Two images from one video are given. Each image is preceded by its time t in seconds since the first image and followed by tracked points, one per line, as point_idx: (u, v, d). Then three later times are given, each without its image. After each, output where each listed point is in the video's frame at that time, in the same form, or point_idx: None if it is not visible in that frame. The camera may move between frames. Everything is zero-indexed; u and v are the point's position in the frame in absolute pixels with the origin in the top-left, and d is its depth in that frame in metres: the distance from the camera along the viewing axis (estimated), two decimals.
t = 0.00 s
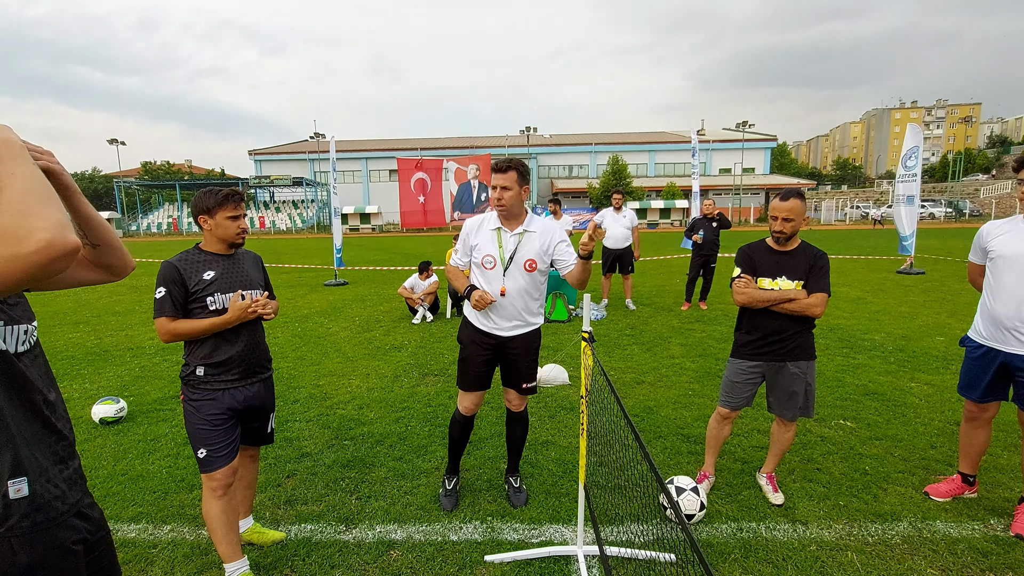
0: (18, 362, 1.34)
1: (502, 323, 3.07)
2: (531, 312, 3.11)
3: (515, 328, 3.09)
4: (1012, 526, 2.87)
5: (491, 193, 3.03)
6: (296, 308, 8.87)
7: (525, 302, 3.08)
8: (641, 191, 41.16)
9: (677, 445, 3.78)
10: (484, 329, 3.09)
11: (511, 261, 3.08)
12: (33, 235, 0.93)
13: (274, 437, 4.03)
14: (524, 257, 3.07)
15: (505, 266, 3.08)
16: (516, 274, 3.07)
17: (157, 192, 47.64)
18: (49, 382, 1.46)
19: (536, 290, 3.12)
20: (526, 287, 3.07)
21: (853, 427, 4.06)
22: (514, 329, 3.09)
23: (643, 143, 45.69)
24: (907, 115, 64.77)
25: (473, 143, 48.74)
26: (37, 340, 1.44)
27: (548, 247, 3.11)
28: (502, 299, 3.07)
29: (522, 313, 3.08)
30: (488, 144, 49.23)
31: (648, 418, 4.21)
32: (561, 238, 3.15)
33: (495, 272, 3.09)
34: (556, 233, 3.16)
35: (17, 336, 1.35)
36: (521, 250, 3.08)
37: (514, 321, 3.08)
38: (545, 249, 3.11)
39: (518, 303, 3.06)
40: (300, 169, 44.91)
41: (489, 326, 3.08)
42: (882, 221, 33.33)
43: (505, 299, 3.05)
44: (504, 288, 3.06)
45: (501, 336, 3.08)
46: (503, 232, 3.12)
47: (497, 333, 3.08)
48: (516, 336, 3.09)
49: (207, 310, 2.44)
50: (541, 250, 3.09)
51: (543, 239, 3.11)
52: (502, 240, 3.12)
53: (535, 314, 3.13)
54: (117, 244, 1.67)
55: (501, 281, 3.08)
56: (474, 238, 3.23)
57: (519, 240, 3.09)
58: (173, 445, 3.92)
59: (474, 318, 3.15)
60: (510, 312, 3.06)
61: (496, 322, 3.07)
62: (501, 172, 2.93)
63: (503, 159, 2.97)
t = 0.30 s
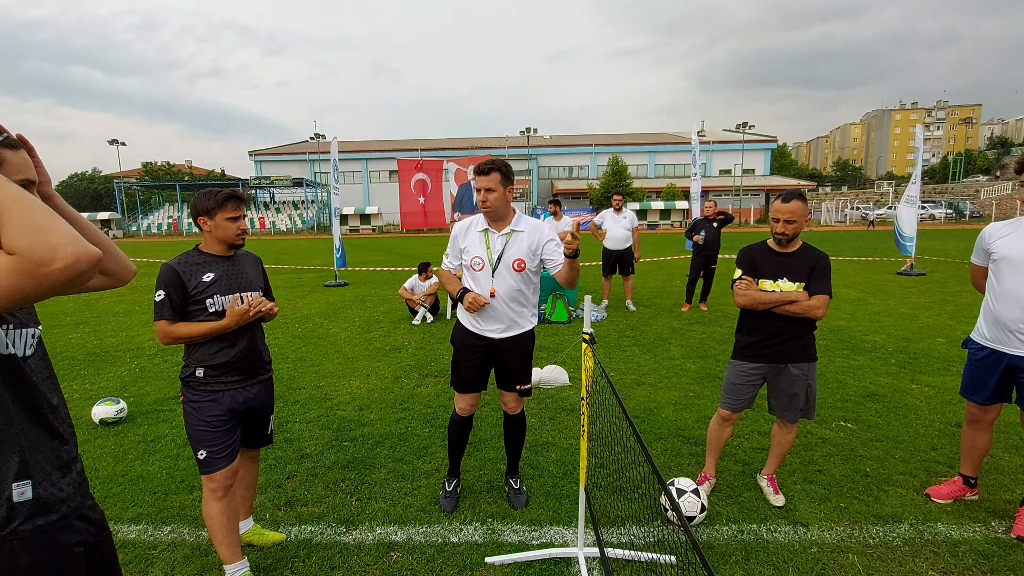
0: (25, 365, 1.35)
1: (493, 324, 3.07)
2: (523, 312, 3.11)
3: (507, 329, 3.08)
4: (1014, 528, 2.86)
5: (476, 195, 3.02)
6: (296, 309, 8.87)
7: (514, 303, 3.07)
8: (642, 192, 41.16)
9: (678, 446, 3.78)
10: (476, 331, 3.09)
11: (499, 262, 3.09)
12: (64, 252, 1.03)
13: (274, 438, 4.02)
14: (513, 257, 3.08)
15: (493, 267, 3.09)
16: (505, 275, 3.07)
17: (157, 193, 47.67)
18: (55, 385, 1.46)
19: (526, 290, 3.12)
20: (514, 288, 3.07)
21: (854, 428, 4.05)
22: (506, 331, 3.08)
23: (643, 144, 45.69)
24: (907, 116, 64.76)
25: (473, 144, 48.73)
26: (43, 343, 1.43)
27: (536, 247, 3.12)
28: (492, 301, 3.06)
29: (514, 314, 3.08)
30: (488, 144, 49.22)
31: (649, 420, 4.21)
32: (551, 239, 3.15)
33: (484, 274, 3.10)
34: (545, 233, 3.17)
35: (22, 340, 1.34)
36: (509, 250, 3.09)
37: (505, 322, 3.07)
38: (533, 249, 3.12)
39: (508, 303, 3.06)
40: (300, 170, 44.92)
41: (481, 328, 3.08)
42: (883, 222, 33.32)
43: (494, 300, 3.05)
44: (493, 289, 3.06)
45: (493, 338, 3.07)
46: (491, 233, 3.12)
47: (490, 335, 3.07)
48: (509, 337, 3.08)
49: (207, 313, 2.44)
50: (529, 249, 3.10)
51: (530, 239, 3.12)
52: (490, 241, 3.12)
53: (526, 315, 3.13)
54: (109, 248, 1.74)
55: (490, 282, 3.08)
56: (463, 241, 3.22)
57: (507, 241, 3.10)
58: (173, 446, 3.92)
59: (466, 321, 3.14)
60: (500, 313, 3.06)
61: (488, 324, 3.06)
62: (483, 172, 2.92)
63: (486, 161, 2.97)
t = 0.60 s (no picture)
0: (37, 370, 1.35)
1: (488, 324, 3.06)
2: (517, 312, 3.11)
3: (502, 328, 3.07)
4: (1017, 528, 2.86)
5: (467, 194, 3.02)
6: (298, 309, 8.86)
7: (508, 301, 3.07)
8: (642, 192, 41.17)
9: (680, 447, 3.77)
10: (471, 331, 3.08)
11: (492, 260, 3.09)
12: (108, 310, 1.21)
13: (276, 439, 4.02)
14: (506, 255, 3.08)
15: (486, 266, 3.09)
16: (498, 273, 3.07)
17: (158, 193, 47.72)
18: (66, 389, 1.46)
19: (520, 289, 3.12)
20: (507, 286, 3.07)
21: (857, 429, 4.05)
22: (501, 330, 3.07)
23: (644, 144, 45.68)
24: (908, 117, 64.72)
25: (473, 145, 48.71)
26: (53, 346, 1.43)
27: (529, 245, 3.12)
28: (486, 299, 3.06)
29: (507, 313, 3.07)
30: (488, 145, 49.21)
31: (651, 420, 4.21)
32: (544, 237, 3.15)
33: (477, 272, 3.09)
34: (537, 231, 3.17)
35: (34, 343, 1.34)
36: (501, 249, 3.09)
37: (500, 321, 3.06)
38: (526, 247, 3.12)
39: (502, 302, 3.06)
40: (301, 171, 44.96)
41: (476, 328, 3.08)
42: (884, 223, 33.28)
43: (488, 299, 3.05)
44: (486, 288, 3.06)
45: (489, 338, 3.07)
46: (483, 232, 3.12)
47: (486, 335, 3.07)
48: (505, 337, 3.08)
49: (210, 313, 2.44)
50: (522, 248, 3.10)
51: (523, 237, 3.12)
52: (482, 240, 3.12)
53: (521, 314, 3.13)
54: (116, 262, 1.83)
55: (484, 281, 3.08)
56: (456, 242, 3.22)
57: (499, 239, 3.10)
58: (175, 447, 3.91)
59: (460, 321, 3.13)
60: (494, 312, 3.05)
61: (483, 324, 3.06)
62: (473, 171, 2.92)
63: (475, 160, 2.97)
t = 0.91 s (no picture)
0: (53, 367, 1.35)
1: (490, 323, 3.06)
2: (520, 310, 3.10)
3: (505, 327, 3.07)
4: None
5: (465, 194, 3.03)
6: (304, 309, 8.89)
7: (510, 300, 3.06)
8: (647, 192, 41.10)
9: (687, 447, 3.77)
10: (473, 330, 3.08)
11: (493, 259, 3.09)
12: (130, 325, 1.22)
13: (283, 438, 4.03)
14: (507, 254, 3.08)
15: (487, 265, 3.09)
16: (500, 272, 3.07)
17: (165, 193, 48.01)
18: (80, 387, 1.46)
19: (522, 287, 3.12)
20: (509, 284, 3.07)
21: (865, 430, 4.03)
22: (505, 329, 3.07)
23: (649, 145, 45.59)
24: (915, 117, 64.32)
25: (478, 145, 48.74)
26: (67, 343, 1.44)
27: (530, 243, 3.13)
28: (488, 298, 3.06)
29: (510, 312, 3.06)
30: (493, 145, 49.23)
31: (658, 420, 4.20)
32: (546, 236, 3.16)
33: (478, 272, 3.09)
34: (538, 230, 3.18)
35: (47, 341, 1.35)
36: (502, 248, 3.09)
37: (502, 319, 3.05)
38: (527, 245, 3.13)
39: (504, 300, 3.05)
40: (306, 171, 45.13)
41: (479, 327, 3.07)
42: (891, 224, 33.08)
43: (490, 298, 3.04)
44: (488, 286, 3.05)
45: (492, 336, 3.06)
46: (483, 232, 3.13)
47: (489, 334, 3.06)
48: (508, 335, 3.07)
49: (220, 312, 2.45)
50: (522, 246, 3.10)
51: (523, 235, 3.13)
52: (482, 239, 3.13)
53: (523, 312, 3.12)
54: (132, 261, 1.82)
55: (486, 280, 3.07)
56: (456, 243, 3.23)
57: (499, 238, 3.11)
58: (183, 445, 3.93)
59: (462, 321, 3.13)
60: (496, 310, 3.05)
61: (486, 322, 3.05)
62: (471, 171, 2.93)
63: (472, 161, 2.98)
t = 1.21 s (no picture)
0: (59, 367, 1.37)
1: (491, 323, 3.06)
2: (521, 311, 3.10)
3: (507, 327, 3.07)
4: None
5: (460, 194, 3.03)
6: (310, 309, 8.93)
7: (511, 300, 3.06)
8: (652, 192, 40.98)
9: (693, 448, 3.75)
10: (473, 331, 3.08)
11: (492, 260, 3.08)
12: (129, 325, 1.23)
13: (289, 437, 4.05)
14: (507, 255, 3.08)
15: (487, 266, 3.08)
16: (500, 272, 3.06)
17: (173, 194, 48.36)
18: (86, 386, 1.48)
19: (523, 287, 3.12)
20: (509, 285, 3.07)
21: (873, 431, 3.99)
22: (507, 329, 3.07)
23: (654, 144, 45.47)
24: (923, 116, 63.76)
25: (483, 145, 48.79)
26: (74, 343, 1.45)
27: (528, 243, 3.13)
28: (489, 300, 3.05)
29: (510, 313, 3.06)
30: (498, 146, 49.28)
31: (663, 421, 4.18)
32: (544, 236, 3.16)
33: (478, 273, 3.08)
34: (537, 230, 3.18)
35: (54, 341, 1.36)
36: (501, 248, 3.09)
37: (503, 319, 3.05)
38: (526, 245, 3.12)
39: (506, 301, 3.05)
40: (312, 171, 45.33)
41: (480, 328, 3.07)
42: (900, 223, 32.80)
43: (491, 299, 3.04)
44: (489, 288, 3.05)
45: (494, 336, 3.06)
46: (481, 233, 3.14)
47: (490, 335, 3.06)
48: (511, 336, 3.08)
49: (225, 312, 2.46)
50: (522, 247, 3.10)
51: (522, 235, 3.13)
52: (481, 241, 3.13)
53: (525, 312, 3.12)
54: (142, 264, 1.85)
55: (487, 281, 3.07)
56: (453, 245, 3.22)
57: (498, 239, 3.11)
58: (190, 444, 3.96)
59: (463, 321, 3.13)
60: (498, 311, 3.05)
61: (487, 323, 3.05)
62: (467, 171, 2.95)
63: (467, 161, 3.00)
